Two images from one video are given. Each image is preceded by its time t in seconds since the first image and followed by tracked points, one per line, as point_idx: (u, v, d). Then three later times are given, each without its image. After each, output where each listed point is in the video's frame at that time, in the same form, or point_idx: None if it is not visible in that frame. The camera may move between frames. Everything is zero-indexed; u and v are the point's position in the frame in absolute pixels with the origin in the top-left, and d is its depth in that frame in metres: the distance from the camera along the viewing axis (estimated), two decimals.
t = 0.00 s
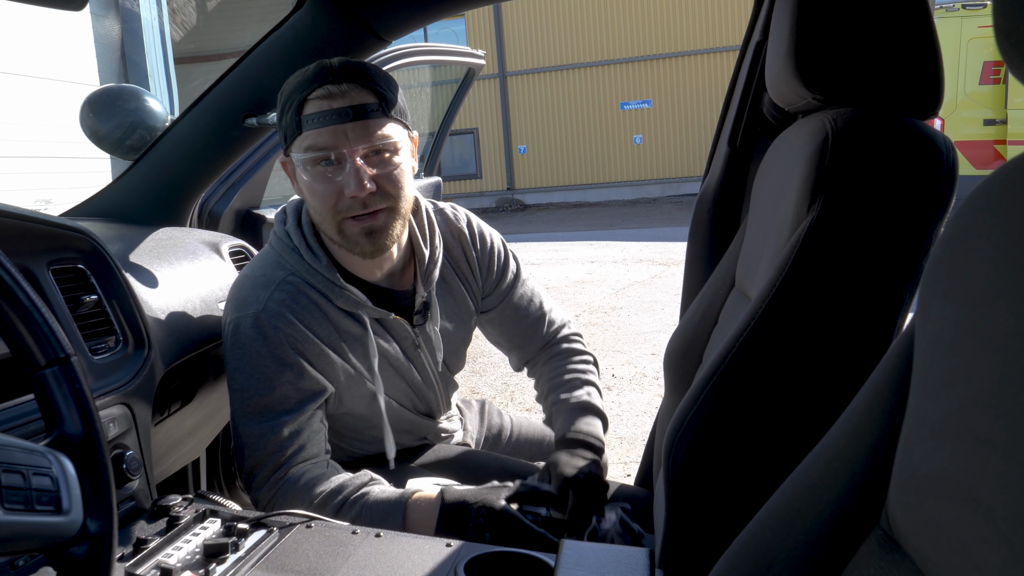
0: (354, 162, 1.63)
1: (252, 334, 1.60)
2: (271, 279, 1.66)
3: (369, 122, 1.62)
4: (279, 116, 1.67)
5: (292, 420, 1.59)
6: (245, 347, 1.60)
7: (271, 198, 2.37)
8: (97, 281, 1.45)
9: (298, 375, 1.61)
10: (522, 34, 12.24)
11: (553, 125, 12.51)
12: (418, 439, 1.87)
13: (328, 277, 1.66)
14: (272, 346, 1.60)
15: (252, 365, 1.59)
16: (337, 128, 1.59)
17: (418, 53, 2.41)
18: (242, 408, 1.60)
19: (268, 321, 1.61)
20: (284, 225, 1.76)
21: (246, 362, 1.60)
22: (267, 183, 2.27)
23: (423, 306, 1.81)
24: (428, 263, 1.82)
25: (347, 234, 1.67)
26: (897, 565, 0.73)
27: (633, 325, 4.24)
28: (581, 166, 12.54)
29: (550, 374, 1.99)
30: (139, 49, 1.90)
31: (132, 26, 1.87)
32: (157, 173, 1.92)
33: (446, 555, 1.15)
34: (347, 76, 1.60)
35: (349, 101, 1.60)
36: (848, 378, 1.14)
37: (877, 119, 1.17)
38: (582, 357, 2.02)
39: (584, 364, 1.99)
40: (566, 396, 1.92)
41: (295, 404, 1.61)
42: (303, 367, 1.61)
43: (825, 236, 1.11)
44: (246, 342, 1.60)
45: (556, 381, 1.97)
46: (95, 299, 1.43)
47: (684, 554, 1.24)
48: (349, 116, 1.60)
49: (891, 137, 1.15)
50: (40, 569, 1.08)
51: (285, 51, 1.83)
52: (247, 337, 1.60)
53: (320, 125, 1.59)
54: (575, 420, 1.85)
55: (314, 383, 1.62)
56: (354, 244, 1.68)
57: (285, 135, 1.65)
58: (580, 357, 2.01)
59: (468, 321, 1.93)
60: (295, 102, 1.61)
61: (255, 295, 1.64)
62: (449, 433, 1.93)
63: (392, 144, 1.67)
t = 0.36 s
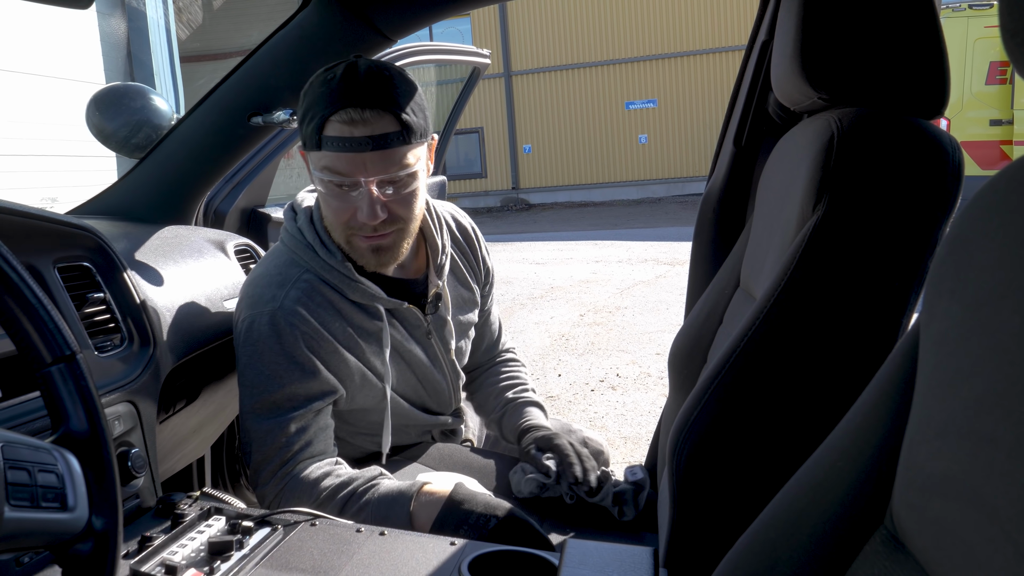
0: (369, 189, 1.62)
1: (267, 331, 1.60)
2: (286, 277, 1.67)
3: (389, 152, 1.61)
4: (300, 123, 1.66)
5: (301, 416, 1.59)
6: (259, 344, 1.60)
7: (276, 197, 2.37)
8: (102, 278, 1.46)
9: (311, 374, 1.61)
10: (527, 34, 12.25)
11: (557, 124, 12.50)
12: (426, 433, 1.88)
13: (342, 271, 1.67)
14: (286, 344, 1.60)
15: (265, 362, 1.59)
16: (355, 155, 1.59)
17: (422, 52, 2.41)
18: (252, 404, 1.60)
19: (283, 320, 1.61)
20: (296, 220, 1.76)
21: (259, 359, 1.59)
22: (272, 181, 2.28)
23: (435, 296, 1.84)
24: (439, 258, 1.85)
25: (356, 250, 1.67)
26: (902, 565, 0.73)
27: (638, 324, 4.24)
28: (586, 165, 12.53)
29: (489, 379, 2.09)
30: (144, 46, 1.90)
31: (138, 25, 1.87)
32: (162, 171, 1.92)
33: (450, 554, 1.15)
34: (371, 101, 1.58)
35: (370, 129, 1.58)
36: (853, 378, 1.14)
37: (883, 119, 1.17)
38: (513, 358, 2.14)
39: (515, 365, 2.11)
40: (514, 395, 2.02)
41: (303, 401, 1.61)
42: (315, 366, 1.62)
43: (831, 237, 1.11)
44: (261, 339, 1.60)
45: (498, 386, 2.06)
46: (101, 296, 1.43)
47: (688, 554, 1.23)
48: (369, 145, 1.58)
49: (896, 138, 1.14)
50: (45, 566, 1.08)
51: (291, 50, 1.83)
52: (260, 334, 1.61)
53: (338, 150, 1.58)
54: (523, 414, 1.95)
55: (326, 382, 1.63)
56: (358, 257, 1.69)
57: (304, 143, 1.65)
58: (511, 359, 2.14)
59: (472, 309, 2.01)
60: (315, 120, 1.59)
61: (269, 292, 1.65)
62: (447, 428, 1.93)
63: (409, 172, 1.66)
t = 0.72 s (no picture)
0: (390, 188, 1.61)
1: (284, 327, 1.59)
2: (304, 273, 1.66)
3: (414, 153, 1.61)
4: (326, 117, 1.65)
5: (309, 413, 1.58)
6: (274, 339, 1.59)
7: (277, 196, 2.37)
8: (103, 277, 1.46)
9: (323, 372, 1.60)
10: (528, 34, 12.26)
11: (558, 125, 12.50)
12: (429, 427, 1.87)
13: (358, 266, 1.67)
14: (302, 340, 1.59)
15: (279, 357, 1.58)
16: (381, 154, 1.58)
17: (422, 52, 2.42)
18: (262, 398, 1.59)
19: (302, 317, 1.60)
20: (310, 216, 1.75)
21: (275, 353, 1.58)
22: (273, 180, 2.28)
23: (443, 287, 1.86)
24: (445, 249, 1.87)
25: (371, 246, 1.67)
26: (902, 565, 0.73)
27: (639, 324, 4.24)
28: (587, 166, 12.53)
29: (509, 378, 2.09)
30: (146, 47, 1.90)
31: (139, 24, 1.85)
32: (162, 171, 1.93)
33: (450, 554, 1.15)
34: (401, 102, 1.57)
35: (397, 131, 1.58)
36: (853, 377, 1.14)
37: (884, 120, 1.17)
38: (538, 357, 2.13)
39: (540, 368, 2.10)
40: (531, 399, 2.02)
41: (310, 398, 1.59)
42: (327, 364, 1.60)
43: (831, 238, 1.11)
44: (276, 334, 1.59)
45: (518, 385, 2.06)
46: (101, 295, 1.43)
47: (689, 554, 1.23)
48: (395, 146, 1.58)
49: (897, 138, 1.14)
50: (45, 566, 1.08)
51: (291, 49, 1.84)
52: (276, 329, 1.60)
53: (364, 148, 1.58)
54: (536, 420, 1.95)
55: (337, 379, 1.62)
56: (372, 252, 1.68)
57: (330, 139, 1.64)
58: (535, 357, 2.13)
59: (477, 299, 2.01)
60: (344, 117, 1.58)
61: (287, 289, 1.64)
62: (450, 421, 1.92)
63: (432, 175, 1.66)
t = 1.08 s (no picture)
0: (435, 197, 1.61)
1: (297, 317, 1.64)
2: (321, 267, 1.69)
3: (463, 167, 1.61)
4: (375, 115, 1.64)
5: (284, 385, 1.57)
6: (287, 328, 1.64)
7: (278, 196, 2.37)
8: (102, 274, 1.46)
9: (330, 361, 1.64)
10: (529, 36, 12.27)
11: (559, 126, 12.50)
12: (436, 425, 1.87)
13: (375, 262, 1.68)
14: (312, 330, 1.64)
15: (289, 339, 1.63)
16: (432, 163, 1.58)
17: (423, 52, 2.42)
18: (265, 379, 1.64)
19: (314, 308, 1.64)
20: (328, 212, 1.76)
21: (286, 340, 1.64)
22: (274, 179, 2.26)
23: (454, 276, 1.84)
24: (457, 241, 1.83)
25: (406, 247, 1.68)
26: (901, 567, 0.73)
27: (638, 325, 4.24)
28: (588, 167, 12.53)
29: (512, 379, 2.09)
30: (147, 46, 1.87)
31: (140, 23, 1.83)
32: (163, 170, 1.94)
33: (449, 554, 1.16)
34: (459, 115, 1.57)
35: (450, 143, 1.58)
36: (853, 378, 1.14)
37: (885, 121, 1.17)
38: (540, 358, 2.13)
39: (544, 370, 2.09)
40: (533, 405, 2.01)
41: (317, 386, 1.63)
42: (335, 354, 1.64)
43: (832, 239, 1.11)
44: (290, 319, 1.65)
45: (520, 388, 2.06)
46: (101, 293, 1.43)
47: (688, 555, 1.23)
48: (447, 157, 1.58)
49: (898, 139, 1.14)
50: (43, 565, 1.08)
51: (293, 47, 1.85)
52: (290, 319, 1.65)
53: (416, 156, 1.57)
54: (540, 428, 1.94)
55: (345, 371, 1.66)
56: (406, 254, 1.70)
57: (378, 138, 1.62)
58: (537, 358, 2.12)
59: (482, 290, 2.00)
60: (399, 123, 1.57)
61: (306, 281, 1.68)
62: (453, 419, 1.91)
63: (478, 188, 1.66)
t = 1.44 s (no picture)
0: (436, 187, 1.60)
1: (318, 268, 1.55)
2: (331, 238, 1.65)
3: (464, 159, 1.59)
4: (380, 103, 1.62)
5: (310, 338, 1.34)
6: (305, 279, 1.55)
7: (281, 188, 2.37)
8: (106, 266, 1.46)
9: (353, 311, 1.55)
10: (532, 29, 12.24)
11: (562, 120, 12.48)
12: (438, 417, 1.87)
13: (383, 240, 1.67)
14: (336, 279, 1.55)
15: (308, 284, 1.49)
16: (434, 154, 1.57)
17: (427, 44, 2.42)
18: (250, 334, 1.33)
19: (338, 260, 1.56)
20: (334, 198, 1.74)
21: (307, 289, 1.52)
22: (277, 172, 2.28)
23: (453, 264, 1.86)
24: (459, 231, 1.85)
25: (406, 235, 1.67)
26: (902, 558, 0.73)
27: (641, 319, 4.24)
28: (591, 161, 12.52)
29: (513, 372, 2.09)
30: (149, 37, 1.86)
31: (143, 15, 1.84)
32: (167, 162, 1.96)
33: (451, 545, 1.16)
34: (463, 107, 1.56)
35: (453, 134, 1.56)
36: (855, 371, 1.14)
37: (889, 114, 1.16)
38: (542, 351, 2.13)
39: (545, 364, 2.09)
40: (537, 398, 2.02)
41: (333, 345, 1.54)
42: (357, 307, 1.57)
43: (835, 232, 1.11)
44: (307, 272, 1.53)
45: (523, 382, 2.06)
46: (105, 285, 1.43)
47: (690, 547, 1.23)
48: (449, 148, 1.57)
49: (903, 132, 1.14)
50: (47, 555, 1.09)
51: (296, 38, 1.84)
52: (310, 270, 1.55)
53: (418, 146, 1.56)
54: (542, 422, 1.95)
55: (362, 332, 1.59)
56: (407, 241, 1.69)
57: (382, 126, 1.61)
58: (539, 352, 2.12)
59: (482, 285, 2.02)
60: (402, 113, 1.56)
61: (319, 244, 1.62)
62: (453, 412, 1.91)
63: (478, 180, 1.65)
